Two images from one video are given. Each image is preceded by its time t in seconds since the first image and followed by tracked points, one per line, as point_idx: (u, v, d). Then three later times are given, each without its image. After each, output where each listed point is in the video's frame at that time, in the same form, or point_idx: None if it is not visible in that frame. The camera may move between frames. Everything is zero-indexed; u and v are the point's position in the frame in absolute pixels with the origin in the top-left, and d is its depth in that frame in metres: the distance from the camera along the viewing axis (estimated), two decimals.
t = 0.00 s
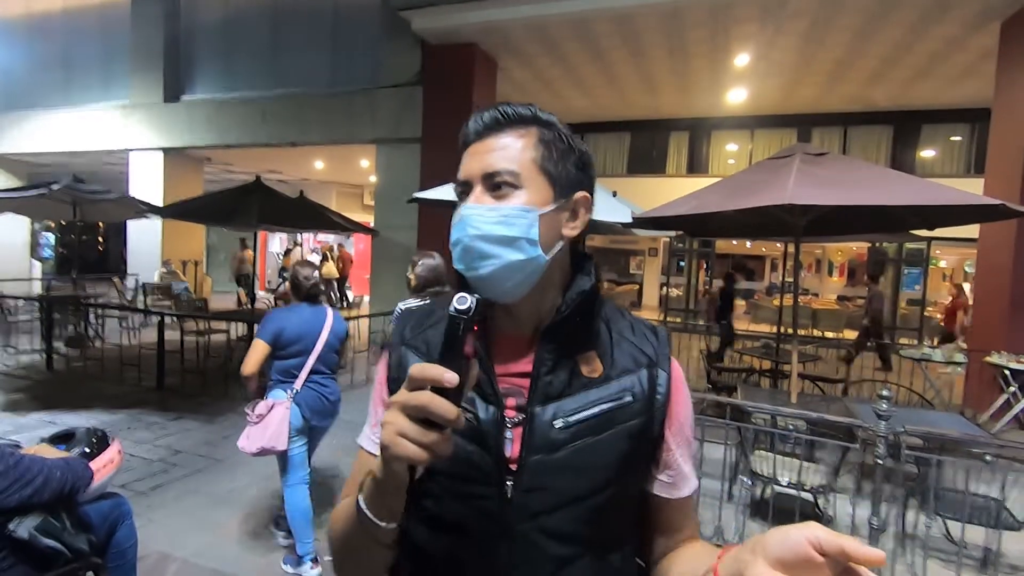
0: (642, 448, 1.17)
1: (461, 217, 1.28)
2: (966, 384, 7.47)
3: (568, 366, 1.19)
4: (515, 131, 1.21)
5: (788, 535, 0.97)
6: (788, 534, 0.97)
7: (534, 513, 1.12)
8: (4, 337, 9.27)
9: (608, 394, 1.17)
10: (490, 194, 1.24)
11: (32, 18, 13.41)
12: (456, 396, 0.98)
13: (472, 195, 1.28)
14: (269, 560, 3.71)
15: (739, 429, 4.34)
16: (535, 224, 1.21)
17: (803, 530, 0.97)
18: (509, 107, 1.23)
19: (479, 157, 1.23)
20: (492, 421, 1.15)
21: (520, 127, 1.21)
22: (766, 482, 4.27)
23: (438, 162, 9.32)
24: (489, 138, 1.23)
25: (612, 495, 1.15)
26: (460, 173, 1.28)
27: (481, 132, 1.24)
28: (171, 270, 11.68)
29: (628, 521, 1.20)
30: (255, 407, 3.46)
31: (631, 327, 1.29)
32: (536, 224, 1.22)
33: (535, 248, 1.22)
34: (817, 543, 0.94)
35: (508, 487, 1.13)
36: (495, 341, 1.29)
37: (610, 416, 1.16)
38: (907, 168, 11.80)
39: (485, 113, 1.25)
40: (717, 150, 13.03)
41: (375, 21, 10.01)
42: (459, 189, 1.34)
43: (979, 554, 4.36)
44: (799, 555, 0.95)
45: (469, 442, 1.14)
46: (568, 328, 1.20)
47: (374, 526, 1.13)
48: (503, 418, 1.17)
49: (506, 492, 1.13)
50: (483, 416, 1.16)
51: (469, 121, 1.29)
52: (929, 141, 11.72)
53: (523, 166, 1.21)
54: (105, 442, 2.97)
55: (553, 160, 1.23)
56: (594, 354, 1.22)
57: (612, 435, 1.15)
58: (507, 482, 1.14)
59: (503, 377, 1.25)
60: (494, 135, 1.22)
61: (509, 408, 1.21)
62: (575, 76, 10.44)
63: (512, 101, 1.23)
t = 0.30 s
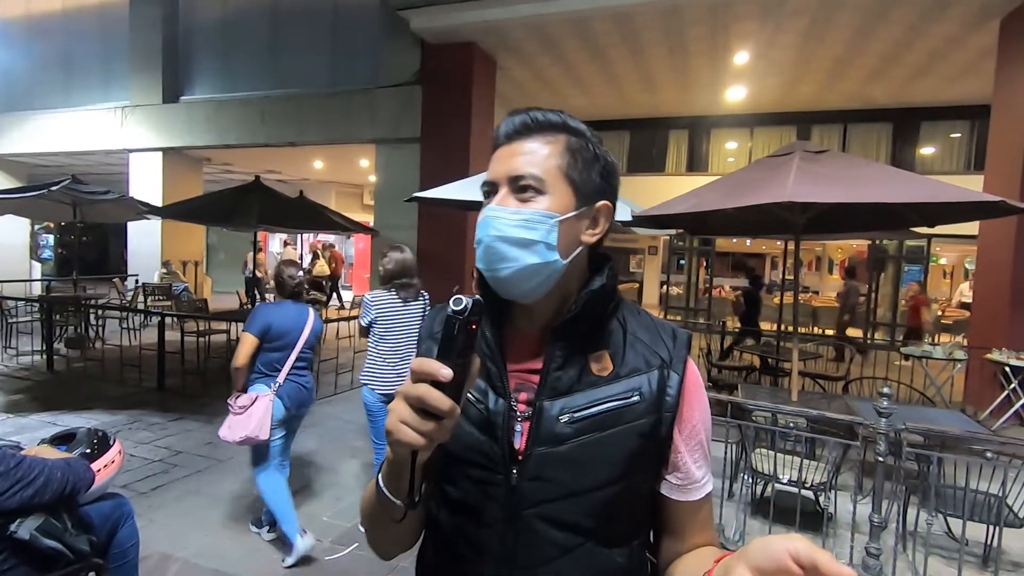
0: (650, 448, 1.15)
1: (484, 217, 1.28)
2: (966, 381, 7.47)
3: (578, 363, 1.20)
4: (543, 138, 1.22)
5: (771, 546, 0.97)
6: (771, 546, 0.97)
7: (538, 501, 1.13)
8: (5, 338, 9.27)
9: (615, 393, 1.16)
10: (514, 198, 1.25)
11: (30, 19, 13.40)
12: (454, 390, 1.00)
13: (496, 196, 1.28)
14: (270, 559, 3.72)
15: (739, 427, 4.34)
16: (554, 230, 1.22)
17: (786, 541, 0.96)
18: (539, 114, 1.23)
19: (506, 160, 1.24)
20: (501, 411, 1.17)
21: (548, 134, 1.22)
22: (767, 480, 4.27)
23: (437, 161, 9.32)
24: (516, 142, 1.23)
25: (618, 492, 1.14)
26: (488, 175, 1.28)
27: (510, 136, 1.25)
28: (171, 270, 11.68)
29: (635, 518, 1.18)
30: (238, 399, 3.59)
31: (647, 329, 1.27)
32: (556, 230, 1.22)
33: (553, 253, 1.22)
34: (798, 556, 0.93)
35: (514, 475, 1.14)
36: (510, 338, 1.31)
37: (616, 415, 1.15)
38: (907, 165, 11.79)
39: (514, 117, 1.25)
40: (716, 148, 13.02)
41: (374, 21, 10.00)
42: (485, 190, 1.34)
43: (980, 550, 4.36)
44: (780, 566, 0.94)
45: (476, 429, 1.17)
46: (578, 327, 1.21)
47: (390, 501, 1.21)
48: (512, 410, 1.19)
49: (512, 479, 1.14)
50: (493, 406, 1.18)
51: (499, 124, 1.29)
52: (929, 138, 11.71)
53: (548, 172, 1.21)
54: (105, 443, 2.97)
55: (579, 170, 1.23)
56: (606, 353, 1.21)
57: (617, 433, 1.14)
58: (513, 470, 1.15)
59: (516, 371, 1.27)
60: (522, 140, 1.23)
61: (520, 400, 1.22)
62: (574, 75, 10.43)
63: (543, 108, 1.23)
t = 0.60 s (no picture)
0: (644, 454, 1.17)
1: (521, 212, 1.21)
2: (929, 380, 7.72)
3: (580, 367, 1.20)
4: (583, 138, 1.20)
5: (779, 541, 1.00)
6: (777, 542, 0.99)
7: (533, 505, 1.12)
8: None
9: (614, 399, 1.17)
10: (549, 199, 1.21)
11: None
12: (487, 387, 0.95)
13: (526, 194, 1.23)
14: (241, 568, 3.64)
15: (713, 427, 4.42)
16: (592, 233, 1.20)
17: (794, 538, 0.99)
18: (578, 112, 1.21)
19: (543, 157, 1.19)
20: (501, 411, 1.15)
21: (588, 136, 1.21)
22: (739, 478, 4.36)
23: (413, 163, 9.27)
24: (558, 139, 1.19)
25: (612, 496, 1.15)
26: (520, 168, 1.21)
27: (549, 132, 1.20)
28: (137, 271, 11.37)
29: (622, 522, 1.19)
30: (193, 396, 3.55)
31: (642, 337, 1.30)
32: (593, 234, 1.21)
33: (587, 258, 1.20)
34: (807, 552, 0.96)
35: (510, 476, 1.13)
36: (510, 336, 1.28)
37: (616, 420, 1.16)
38: (873, 171, 12.16)
39: (550, 111, 1.20)
40: (690, 152, 13.24)
41: (350, 21, 9.90)
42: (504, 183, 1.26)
43: (942, 544, 4.52)
44: (789, 562, 0.97)
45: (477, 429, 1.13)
46: (582, 330, 1.20)
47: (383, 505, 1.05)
48: (512, 410, 1.17)
49: (508, 480, 1.12)
50: (494, 406, 1.15)
51: (528, 116, 1.22)
52: (893, 145, 12.10)
53: (589, 174, 1.20)
54: (67, 449, 2.92)
55: (614, 176, 1.25)
56: (605, 359, 1.22)
57: (616, 438, 1.14)
58: (510, 471, 1.13)
59: (515, 370, 1.24)
60: (563, 137, 1.19)
61: (517, 400, 1.19)
62: (551, 78, 10.49)
63: (580, 108, 1.21)
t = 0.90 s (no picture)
0: (637, 456, 1.17)
1: (520, 211, 1.19)
2: (919, 380, 7.77)
3: (573, 369, 1.19)
4: (581, 140, 1.20)
5: (774, 544, 1.01)
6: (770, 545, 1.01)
7: (526, 509, 1.11)
8: None
9: (607, 401, 1.17)
10: (547, 197, 1.20)
11: None
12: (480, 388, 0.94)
13: (523, 191, 1.21)
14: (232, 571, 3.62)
15: (705, 427, 4.44)
16: (588, 235, 1.21)
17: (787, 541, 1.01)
18: (578, 112, 1.21)
19: (543, 155, 1.17)
20: (494, 415, 1.14)
21: (586, 138, 1.21)
22: (731, 479, 4.38)
23: (406, 164, 9.26)
24: (559, 139, 1.18)
25: (603, 499, 1.14)
26: (517, 165, 1.19)
27: (550, 130, 1.18)
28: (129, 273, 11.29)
29: (612, 525, 1.18)
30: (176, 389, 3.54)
31: (634, 340, 1.30)
32: (588, 237, 1.21)
33: (581, 261, 1.20)
34: (804, 555, 0.97)
35: (503, 481, 1.12)
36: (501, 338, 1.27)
37: (609, 422, 1.16)
38: (864, 173, 12.25)
39: (551, 109, 1.19)
40: (683, 154, 13.28)
41: (343, 21, 9.87)
42: (499, 180, 1.23)
43: (932, 542, 4.55)
44: (786, 565, 0.98)
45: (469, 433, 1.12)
46: (574, 332, 1.20)
47: (372, 510, 1.03)
48: (504, 413, 1.16)
49: (500, 486, 1.11)
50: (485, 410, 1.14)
51: (525, 113, 1.21)
52: (884, 147, 12.20)
53: (586, 175, 1.20)
54: (56, 452, 2.94)
55: (607, 178, 1.25)
56: (597, 361, 1.22)
57: (608, 441, 1.14)
58: (502, 476, 1.12)
59: (507, 373, 1.24)
60: (564, 138, 1.19)
61: (509, 404, 1.18)
62: (545, 79, 10.50)
63: (576, 108, 1.21)
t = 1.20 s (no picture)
0: (634, 457, 1.17)
1: (540, 217, 1.18)
2: (914, 383, 7.81)
3: (569, 373, 1.19)
4: (588, 145, 1.23)
5: (760, 544, 1.00)
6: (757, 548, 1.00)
7: (526, 515, 1.11)
8: None
9: (603, 404, 1.17)
10: (557, 202, 1.21)
11: None
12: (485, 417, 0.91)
13: (532, 195, 1.20)
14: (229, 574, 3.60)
15: (701, 429, 4.45)
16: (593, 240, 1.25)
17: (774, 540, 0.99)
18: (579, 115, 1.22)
19: (560, 159, 1.17)
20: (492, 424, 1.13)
21: (592, 143, 1.24)
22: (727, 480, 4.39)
23: (402, 166, 9.25)
24: (573, 144, 1.19)
25: (602, 501, 1.14)
26: (528, 167, 1.17)
27: (564, 134, 1.18)
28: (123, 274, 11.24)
29: (612, 526, 1.18)
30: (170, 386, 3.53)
31: (627, 336, 1.30)
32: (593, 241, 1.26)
33: (589, 265, 1.24)
34: (786, 556, 0.96)
35: (503, 489, 1.11)
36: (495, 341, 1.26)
37: (606, 425, 1.15)
38: (858, 176, 12.32)
39: (561, 111, 1.18)
40: (679, 156, 13.33)
41: (340, 22, 9.87)
42: (503, 181, 1.20)
43: (926, 544, 4.57)
44: (770, 565, 0.97)
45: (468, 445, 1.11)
46: (568, 336, 1.20)
47: (377, 529, 1.01)
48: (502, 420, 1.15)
49: (501, 493, 1.11)
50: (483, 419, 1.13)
51: (529, 113, 1.18)
52: (878, 150, 12.28)
53: (593, 181, 1.24)
54: (48, 455, 2.94)
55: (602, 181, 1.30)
56: (594, 363, 1.21)
57: (606, 444, 1.14)
58: (502, 484, 1.11)
59: (503, 379, 1.23)
60: (576, 142, 1.20)
61: (506, 411, 1.17)
62: (542, 82, 10.53)
63: (578, 111, 1.21)
